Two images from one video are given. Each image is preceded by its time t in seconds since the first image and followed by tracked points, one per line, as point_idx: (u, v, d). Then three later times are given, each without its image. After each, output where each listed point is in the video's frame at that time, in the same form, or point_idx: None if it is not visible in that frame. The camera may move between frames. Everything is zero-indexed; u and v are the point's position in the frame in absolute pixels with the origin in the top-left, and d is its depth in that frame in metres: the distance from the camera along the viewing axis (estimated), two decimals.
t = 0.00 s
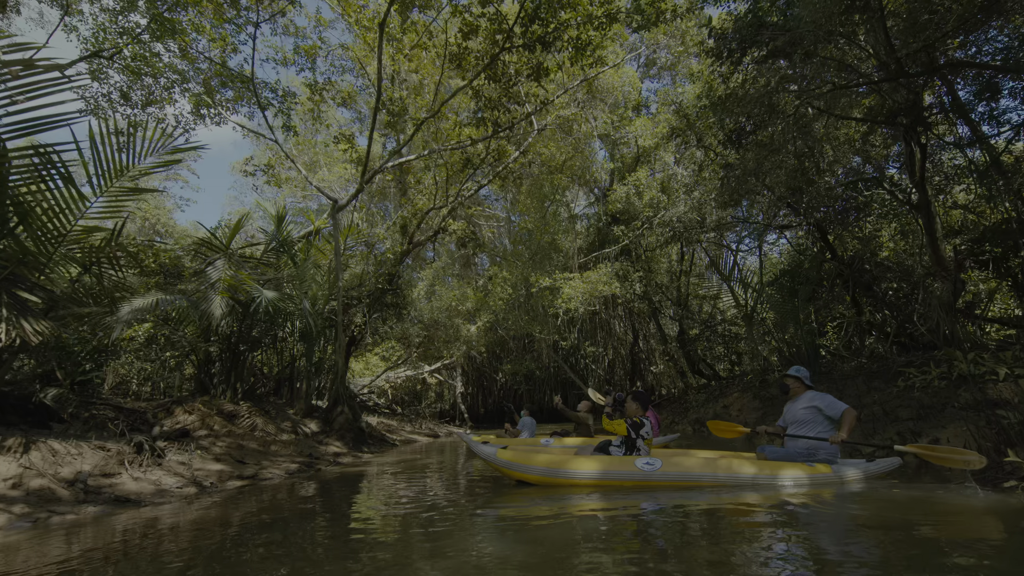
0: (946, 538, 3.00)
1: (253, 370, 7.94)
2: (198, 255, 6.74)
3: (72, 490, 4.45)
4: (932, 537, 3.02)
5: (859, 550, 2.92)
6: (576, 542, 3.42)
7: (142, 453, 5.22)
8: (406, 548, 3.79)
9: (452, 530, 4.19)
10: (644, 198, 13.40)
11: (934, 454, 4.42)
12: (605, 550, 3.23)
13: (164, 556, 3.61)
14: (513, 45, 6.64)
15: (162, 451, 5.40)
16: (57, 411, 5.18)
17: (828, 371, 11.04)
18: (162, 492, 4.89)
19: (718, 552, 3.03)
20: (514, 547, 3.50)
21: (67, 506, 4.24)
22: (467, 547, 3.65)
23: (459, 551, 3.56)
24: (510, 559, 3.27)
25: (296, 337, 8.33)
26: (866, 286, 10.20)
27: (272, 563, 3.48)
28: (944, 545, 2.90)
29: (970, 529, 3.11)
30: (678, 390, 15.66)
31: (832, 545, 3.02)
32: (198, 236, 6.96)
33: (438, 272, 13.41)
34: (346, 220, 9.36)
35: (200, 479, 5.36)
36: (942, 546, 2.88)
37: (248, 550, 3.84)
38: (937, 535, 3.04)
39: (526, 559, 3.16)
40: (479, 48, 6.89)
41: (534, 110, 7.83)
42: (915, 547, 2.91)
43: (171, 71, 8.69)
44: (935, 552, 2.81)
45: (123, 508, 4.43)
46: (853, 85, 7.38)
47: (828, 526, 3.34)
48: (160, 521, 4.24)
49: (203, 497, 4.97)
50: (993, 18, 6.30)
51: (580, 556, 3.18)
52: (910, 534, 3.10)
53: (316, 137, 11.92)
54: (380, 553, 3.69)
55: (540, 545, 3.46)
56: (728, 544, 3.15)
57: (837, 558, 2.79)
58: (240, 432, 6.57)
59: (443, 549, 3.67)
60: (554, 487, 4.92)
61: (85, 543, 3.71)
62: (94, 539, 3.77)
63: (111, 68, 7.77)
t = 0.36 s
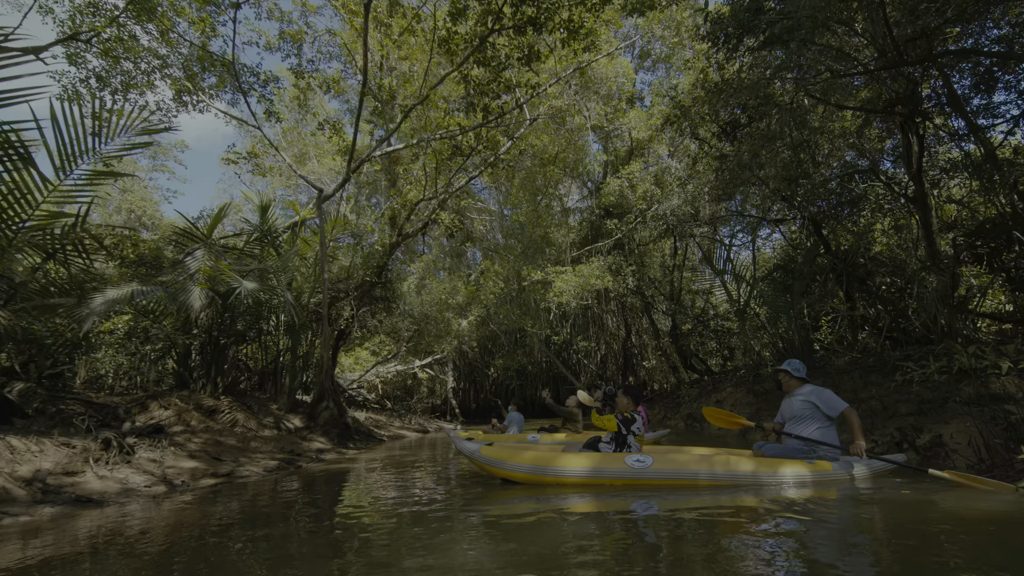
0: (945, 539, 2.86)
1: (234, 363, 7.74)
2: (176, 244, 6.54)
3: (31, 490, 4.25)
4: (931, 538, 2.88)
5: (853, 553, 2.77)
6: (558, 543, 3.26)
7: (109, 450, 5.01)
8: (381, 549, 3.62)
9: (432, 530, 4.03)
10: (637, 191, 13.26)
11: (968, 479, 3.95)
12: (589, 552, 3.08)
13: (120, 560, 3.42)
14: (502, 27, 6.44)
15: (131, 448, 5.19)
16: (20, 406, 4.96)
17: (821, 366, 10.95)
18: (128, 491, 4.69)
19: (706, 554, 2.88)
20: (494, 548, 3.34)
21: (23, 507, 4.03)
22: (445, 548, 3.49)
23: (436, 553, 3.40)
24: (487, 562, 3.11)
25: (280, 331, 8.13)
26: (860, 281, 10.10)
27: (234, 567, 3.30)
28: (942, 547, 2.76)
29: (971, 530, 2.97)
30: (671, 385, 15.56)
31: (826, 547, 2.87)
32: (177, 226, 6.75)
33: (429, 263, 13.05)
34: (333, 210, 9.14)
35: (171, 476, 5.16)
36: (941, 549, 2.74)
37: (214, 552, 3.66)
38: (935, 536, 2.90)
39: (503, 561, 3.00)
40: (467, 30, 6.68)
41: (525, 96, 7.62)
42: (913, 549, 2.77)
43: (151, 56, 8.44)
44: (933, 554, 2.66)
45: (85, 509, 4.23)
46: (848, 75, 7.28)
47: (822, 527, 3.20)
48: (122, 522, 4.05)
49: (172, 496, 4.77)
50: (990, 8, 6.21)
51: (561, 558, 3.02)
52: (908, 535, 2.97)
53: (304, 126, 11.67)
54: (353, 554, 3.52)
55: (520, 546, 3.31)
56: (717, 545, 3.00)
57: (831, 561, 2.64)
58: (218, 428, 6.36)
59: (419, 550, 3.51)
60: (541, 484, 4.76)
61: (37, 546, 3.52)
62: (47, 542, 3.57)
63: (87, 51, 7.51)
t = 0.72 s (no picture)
0: (943, 551, 2.72)
1: (212, 356, 7.50)
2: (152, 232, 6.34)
3: None
4: (928, 549, 2.73)
5: (846, 564, 2.62)
6: (536, 549, 3.09)
7: (70, 446, 4.79)
8: (350, 552, 3.44)
9: (407, 532, 3.86)
10: (630, 186, 13.12)
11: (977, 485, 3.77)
12: (568, 559, 2.91)
13: (67, 564, 3.21)
14: (494, 10, 6.25)
15: (94, 443, 4.97)
16: None
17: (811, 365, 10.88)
18: (88, 489, 4.47)
19: (692, 563, 2.72)
20: (468, 553, 3.17)
21: None
22: (417, 553, 3.31)
23: (406, 558, 3.22)
24: (459, 568, 2.93)
25: (262, 324, 7.91)
26: (852, 280, 10.01)
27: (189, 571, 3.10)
28: (940, 560, 2.61)
29: (970, 541, 2.83)
30: (661, 383, 15.48)
31: (817, 557, 2.72)
32: (153, 213, 6.54)
33: (418, 258, 12.82)
34: (318, 200, 8.92)
35: (137, 473, 4.95)
36: (938, 561, 2.59)
37: (171, 555, 3.46)
38: (933, 548, 2.75)
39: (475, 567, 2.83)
40: (457, 14, 6.48)
41: (517, 85, 7.43)
42: (909, 561, 2.62)
43: (131, 39, 8.17)
44: (931, 567, 2.52)
45: (38, 508, 4.01)
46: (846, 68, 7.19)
47: (814, 536, 3.05)
48: (77, 523, 3.84)
49: (135, 494, 4.56)
50: (988, 5, 6.13)
51: (537, 566, 2.85)
52: (904, 546, 2.82)
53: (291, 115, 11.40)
54: (319, 558, 3.33)
55: (496, 552, 3.13)
56: (704, 553, 2.84)
57: (823, 572, 2.48)
58: (191, 423, 6.16)
59: (390, 554, 3.33)
60: (526, 486, 4.59)
61: None
62: None
63: (63, 30, 7.24)
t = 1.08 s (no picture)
0: (945, 552, 2.60)
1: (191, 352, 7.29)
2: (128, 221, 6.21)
3: None
4: (930, 552, 2.61)
5: (845, 566, 2.49)
6: (519, 551, 2.95)
7: (31, 447, 4.57)
8: (325, 558, 3.27)
9: (388, 534, 3.70)
10: (622, 179, 12.98)
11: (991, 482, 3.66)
12: (553, 563, 2.76)
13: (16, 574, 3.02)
14: None
15: (57, 444, 4.76)
16: None
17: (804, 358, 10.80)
18: (50, 492, 4.27)
19: (683, 566, 2.58)
20: (448, 556, 3.02)
21: None
22: (394, 557, 3.15)
23: (383, 564, 3.06)
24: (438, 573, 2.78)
25: (244, 318, 7.71)
26: (845, 273, 9.92)
27: None
28: (943, 561, 2.49)
29: (972, 543, 2.71)
30: (653, 377, 15.39)
31: (814, 559, 2.59)
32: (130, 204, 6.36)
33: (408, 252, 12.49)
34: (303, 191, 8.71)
35: (104, 475, 4.75)
36: (941, 564, 2.47)
37: (130, 562, 3.28)
38: (934, 549, 2.63)
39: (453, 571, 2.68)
40: None
41: (506, 70, 7.22)
42: (910, 563, 2.50)
43: (106, 24, 7.89)
44: (932, 570, 2.39)
45: None
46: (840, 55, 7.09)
47: (811, 537, 2.92)
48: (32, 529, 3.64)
49: (100, 497, 4.36)
50: None
51: (519, 571, 2.70)
52: (904, 547, 2.70)
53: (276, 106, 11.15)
54: (291, 565, 3.16)
55: (477, 555, 2.98)
56: (696, 555, 2.71)
57: None
58: (166, 422, 5.95)
59: (366, 560, 3.16)
60: (512, 484, 4.39)
61: None
62: None
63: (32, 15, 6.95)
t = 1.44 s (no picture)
0: (947, 558, 2.50)
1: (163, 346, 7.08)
2: (96, 207, 5.99)
3: None
4: (931, 559, 2.51)
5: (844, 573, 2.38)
6: (500, 555, 2.81)
7: None
8: (299, 561, 3.11)
9: (367, 534, 3.55)
10: (611, 173, 12.85)
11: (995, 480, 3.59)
12: (539, 568, 2.63)
13: None
14: None
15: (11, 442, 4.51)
16: None
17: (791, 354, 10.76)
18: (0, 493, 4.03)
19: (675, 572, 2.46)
20: (428, 560, 2.87)
21: None
22: (371, 560, 3.00)
23: (359, 567, 2.91)
24: None
25: (221, 310, 7.50)
26: (833, 269, 9.86)
27: None
28: (947, 569, 2.39)
29: (968, 549, 2.60)
30: (641, 372, 15.32)
31: (813, 566, 2.48)
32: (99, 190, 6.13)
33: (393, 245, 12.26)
34: (283, 180, 8.48)
35: (63, 474, 4.52)
36: (944, 571, 2.36)
37: (79, 569, 3.07)
38: (936, 556, 2.54)
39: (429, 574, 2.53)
40: None
41: (495, 56, 7.02)
42: (911, 569, 2.39)
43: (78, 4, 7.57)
44: None
45: None
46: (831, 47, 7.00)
47: (807, 542, 2.81)
48: None
49: (55, 498, 4.14)
50: None
51: None
52: (905, 553, 2.59)
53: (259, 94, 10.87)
54: (263, 570, 3.00)
55: (459, 558, 2.84)
56: (689, 561, 2.59)
57: None
58: (133, 418, 5.72)
59: (343, 563, 3.01)
60: (492, 485, 4.14)
61: None
62: None
63: None
